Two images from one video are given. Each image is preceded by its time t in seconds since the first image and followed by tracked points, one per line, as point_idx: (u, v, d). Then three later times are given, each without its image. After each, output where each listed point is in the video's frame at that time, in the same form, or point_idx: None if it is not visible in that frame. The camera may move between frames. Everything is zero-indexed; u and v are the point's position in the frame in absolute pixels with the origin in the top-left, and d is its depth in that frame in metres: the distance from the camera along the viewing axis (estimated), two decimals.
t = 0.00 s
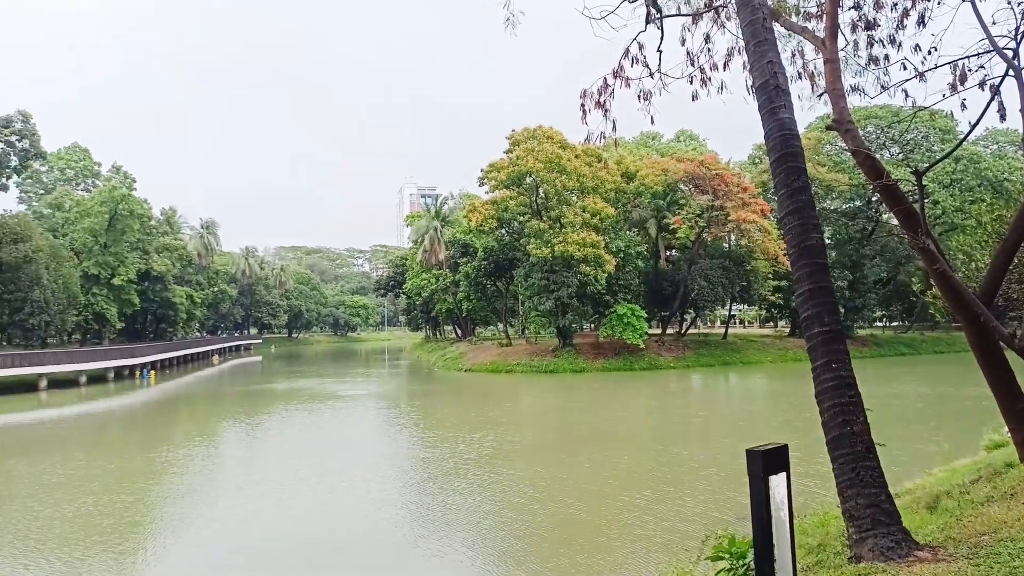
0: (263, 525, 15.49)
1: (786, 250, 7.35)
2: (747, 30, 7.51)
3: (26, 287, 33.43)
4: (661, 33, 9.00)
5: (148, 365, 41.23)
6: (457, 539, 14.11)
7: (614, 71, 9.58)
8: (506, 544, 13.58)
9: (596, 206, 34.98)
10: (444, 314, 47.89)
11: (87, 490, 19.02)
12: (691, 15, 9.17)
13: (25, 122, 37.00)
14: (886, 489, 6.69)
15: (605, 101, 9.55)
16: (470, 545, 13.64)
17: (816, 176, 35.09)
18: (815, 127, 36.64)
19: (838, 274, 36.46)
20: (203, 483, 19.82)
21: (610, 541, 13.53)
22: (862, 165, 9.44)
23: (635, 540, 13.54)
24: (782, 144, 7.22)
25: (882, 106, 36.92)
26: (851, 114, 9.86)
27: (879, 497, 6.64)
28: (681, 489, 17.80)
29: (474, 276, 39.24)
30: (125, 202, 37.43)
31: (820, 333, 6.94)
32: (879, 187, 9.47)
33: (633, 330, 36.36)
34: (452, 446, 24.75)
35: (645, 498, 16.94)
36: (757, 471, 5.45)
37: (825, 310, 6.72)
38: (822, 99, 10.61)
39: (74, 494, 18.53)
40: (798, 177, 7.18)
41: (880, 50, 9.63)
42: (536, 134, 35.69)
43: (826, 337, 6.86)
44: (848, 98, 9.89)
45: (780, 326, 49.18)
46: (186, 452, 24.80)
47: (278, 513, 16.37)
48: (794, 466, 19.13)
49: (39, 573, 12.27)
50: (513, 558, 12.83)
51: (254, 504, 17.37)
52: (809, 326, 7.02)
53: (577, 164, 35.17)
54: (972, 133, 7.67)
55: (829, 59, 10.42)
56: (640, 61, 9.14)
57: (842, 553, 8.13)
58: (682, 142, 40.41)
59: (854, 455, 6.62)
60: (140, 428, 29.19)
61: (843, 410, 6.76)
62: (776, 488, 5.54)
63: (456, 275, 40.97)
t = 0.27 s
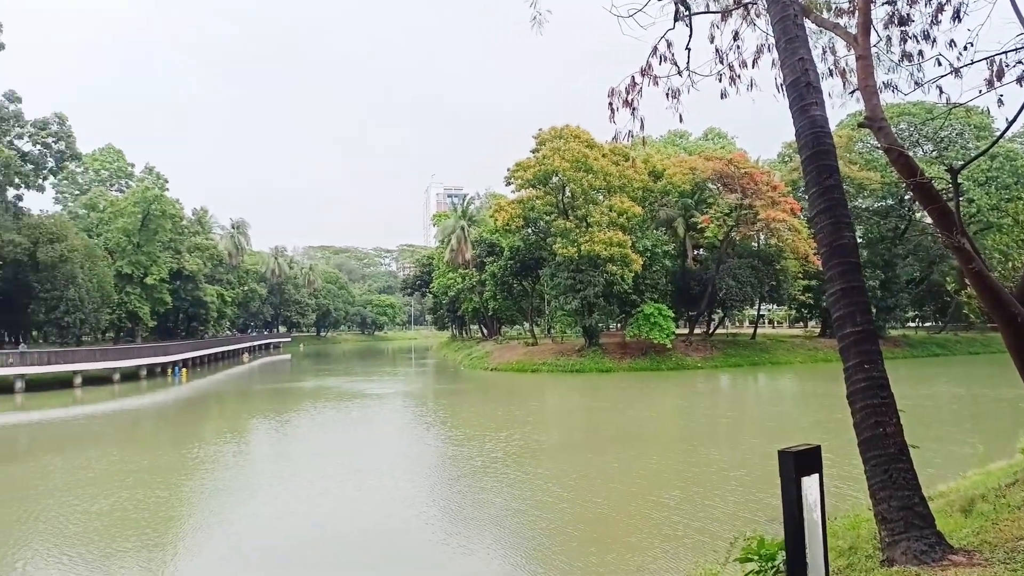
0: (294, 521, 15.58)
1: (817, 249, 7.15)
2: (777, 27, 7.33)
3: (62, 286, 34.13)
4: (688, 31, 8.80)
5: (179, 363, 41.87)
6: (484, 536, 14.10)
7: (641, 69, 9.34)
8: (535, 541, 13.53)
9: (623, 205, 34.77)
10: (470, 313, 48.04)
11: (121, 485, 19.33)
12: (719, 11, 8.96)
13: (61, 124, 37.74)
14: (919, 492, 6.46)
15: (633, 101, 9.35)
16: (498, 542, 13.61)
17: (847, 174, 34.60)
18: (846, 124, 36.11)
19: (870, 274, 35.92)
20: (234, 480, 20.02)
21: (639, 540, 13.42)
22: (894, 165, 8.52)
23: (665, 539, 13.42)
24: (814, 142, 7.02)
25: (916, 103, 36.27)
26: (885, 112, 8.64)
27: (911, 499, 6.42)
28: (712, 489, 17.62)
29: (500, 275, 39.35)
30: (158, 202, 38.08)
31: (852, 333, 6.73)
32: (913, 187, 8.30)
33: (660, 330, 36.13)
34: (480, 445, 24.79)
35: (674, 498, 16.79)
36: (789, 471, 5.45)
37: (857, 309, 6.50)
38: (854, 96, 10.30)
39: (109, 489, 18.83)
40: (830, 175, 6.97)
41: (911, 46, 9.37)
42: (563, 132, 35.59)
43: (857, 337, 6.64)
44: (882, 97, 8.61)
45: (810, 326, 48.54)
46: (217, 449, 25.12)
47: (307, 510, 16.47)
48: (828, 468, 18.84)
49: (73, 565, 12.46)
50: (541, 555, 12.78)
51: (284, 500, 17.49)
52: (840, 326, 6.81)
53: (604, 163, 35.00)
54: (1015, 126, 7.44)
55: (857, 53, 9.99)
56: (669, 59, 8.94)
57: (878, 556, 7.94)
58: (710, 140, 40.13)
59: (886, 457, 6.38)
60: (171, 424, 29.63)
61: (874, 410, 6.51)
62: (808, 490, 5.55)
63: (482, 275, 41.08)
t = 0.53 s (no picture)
0: (328, 511, 15.70)
1: (850, 239, 6.94)
2: (809, 14, 7.11)
3: (98, 281, 34.83)
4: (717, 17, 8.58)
5: (212, 357, 42.55)
6: (516, 527, 14.10)
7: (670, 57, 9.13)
8: (567, 532, 13.50)
9: (651, 196, 34.48)
10: (498, 306, 48.18)
11: (157, 476, 19.67)
12: None
13: (95, 122, 38.39)
14: (956, 486, 6.32)
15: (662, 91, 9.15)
16: (530, 533, 13.60)
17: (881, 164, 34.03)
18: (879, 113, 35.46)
19: (906, 265, 35.32)
20: (267, 471, 20.26)
21: (671, 532, 13.32)
22: (928, 151, 8.02)
23: (698, 531, 13.31)
24: (846, 131, 6.79)
25: (952, 90, 35.48)
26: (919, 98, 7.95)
27: (949, 493, 6.28)
28: (745, 483, 17.47)
29: (528, 269, 39.45)
30: (190, 198, 38.68)
31: (887, 324, 6.54)
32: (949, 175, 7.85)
33: (690, 322, 35.83)
34: (510, 437, 24.86)
35: (707, 491, 16.67)
36: (825, 465, 5.10)
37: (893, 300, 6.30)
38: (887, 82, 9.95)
39: (146, 479, 19.16)
40: (863, 164, 6.76)
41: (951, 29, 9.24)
42: (591, 124, 35.37)
43: (893, 329, 6.45)
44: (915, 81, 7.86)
45: (841, 318, 47.87)
46: (252, 440, 25.50)
47: (339, 501, 16.59)
48: (865, 462, 18.57)
49: (114, 551, 12.71)
50: (574, 545, 12.77)
51: (316, 491, 17.65)
52: (875, 317, 6.62)
53: (632, 155, 34.73)
54: None
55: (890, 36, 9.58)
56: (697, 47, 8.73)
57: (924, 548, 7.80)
58: (740, 131, 39.77)
59: (923, 451, 6.23)
60: (205, 417, 30.11)
61: (910, 404, 6.34)
62: (844, 484, 5.18)
63: (510, 268, 41.08)
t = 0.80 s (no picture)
0: (364, 504, 15.84)
1: (885, 232, 6.75)
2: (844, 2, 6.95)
3: (134, 278, 35.52)
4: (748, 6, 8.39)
5: (246, 352, 43.21)
6: (548, 520, 14.10)
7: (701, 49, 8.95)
8: (600, 526, 13.45)
9: (681, 189, 34.18)
10: (527, 301, 48.25)
11: (193, 469, 19.99)
12: None
13: (130, 121, 39.10)
14: (995, 483, 6.12)
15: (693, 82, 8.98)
16: (563, 527, 13.58)
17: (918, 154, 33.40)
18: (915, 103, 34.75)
19: (943, 257, 34.66)
20: (303, 465, 20.50)
21: (706, 527, 13.21)
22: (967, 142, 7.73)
23: (733, 526, 13.18)
24: (881, 120, 6.61)
25: (991, 78, 34.65)
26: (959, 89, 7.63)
27: (988, 490, 6.08)
28: (781, 478, 17.27)
29: (557, 264, 39.50)
30: (223, 195, 39.30)
31: (923, 318, 6.37)
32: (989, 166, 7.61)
33: (721, 316, 35.53)
34: (541, 432, 24.89)
35: (742, 486, 16.52)
36: (862, 461, 4.75)
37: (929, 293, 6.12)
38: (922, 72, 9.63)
39: (183, 472, 19.49)
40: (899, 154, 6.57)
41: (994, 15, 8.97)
42: (619, 117, 35.12)
43: (930, 322, 6.29)
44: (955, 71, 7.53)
45: (876, 312, 47.07)
46: (286, 434, 25.85)
47: (375, 494, 16.72)
48: (904, 458, 18.25)
49: (157, 541, 12.88)
50: (608, 539, 12.72)
51: (350, 485, 17.81)
52: (911, 311, 6.47)
53: (662, 148, 34.47)
54: None
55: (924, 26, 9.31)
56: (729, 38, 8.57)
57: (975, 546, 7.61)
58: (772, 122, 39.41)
59: (961, 446, 6.05)
60: (239, 411, 30.62)
61: (949, 399, 6.17)
62: (882, 481, 4.83)
63: (539, 263, 41.12)
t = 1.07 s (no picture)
0: (397, 494, 15.97)
1: (922, 223, 6.44)
2: None
3: (169, 271, 36.16)
4: None
5: (277, 344, 43.85)
6: (581, 512, 14.10)
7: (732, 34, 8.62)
8: (632, 517, 13.42)
9: (711, 180, 33.84)
10: (555, 293, 48.28)
11: (228, 458, 20.34)
12: None
13: (163, 117, 39.72)
14: None
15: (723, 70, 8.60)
16: (595, 518, 13.56)
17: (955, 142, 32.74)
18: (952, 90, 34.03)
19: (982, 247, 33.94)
20: (336, 455, 20.75)
21: (740, 519, 13.11)
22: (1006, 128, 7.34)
23: (768, 519, 13.06)
24: (918, 108, 6.24)
25: None
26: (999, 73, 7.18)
27: None
28: (816, 471, 17.09)
29: (585, 256, 39.40)
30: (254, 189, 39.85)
31: (962, 308, 6.07)
32: None
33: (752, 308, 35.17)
34: (571, 424, 24.91)
35: (776, 479, 16.37)
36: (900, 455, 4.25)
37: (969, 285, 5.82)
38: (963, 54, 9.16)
39: (219, 461, 19.84)
40: (937, 142, 6.22)
41: None
42: (648, 107, 34.80)
43: (969, 313, 5.99)
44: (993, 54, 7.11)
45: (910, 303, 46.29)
46: (319, 425, 26.20)
47: (408, 484, 16.86)
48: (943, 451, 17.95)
49: (192, 530, 13.09)
50: (641, 529, 12.68)
51: (383, 475, 17.96)
52: (948, 301, 6.16)
53: (691, 137, 34.15)
54: None
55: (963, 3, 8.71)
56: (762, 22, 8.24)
57: None
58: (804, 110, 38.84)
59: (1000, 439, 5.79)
60: (272, 402, 31.08)
61: (989, 391, 5.90)
62: (922, 477, 4.31)
63: (567, 256, 41.08)
